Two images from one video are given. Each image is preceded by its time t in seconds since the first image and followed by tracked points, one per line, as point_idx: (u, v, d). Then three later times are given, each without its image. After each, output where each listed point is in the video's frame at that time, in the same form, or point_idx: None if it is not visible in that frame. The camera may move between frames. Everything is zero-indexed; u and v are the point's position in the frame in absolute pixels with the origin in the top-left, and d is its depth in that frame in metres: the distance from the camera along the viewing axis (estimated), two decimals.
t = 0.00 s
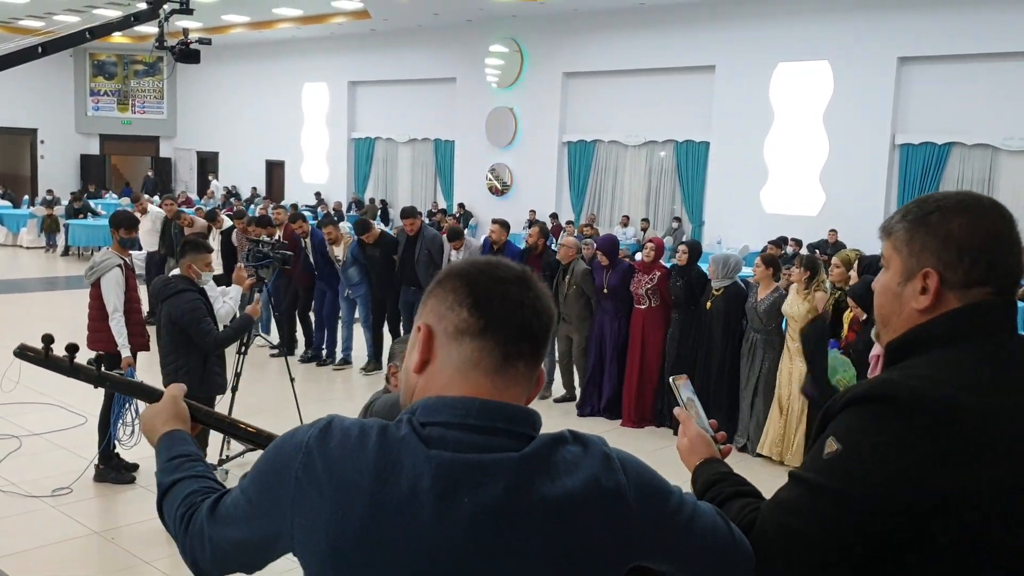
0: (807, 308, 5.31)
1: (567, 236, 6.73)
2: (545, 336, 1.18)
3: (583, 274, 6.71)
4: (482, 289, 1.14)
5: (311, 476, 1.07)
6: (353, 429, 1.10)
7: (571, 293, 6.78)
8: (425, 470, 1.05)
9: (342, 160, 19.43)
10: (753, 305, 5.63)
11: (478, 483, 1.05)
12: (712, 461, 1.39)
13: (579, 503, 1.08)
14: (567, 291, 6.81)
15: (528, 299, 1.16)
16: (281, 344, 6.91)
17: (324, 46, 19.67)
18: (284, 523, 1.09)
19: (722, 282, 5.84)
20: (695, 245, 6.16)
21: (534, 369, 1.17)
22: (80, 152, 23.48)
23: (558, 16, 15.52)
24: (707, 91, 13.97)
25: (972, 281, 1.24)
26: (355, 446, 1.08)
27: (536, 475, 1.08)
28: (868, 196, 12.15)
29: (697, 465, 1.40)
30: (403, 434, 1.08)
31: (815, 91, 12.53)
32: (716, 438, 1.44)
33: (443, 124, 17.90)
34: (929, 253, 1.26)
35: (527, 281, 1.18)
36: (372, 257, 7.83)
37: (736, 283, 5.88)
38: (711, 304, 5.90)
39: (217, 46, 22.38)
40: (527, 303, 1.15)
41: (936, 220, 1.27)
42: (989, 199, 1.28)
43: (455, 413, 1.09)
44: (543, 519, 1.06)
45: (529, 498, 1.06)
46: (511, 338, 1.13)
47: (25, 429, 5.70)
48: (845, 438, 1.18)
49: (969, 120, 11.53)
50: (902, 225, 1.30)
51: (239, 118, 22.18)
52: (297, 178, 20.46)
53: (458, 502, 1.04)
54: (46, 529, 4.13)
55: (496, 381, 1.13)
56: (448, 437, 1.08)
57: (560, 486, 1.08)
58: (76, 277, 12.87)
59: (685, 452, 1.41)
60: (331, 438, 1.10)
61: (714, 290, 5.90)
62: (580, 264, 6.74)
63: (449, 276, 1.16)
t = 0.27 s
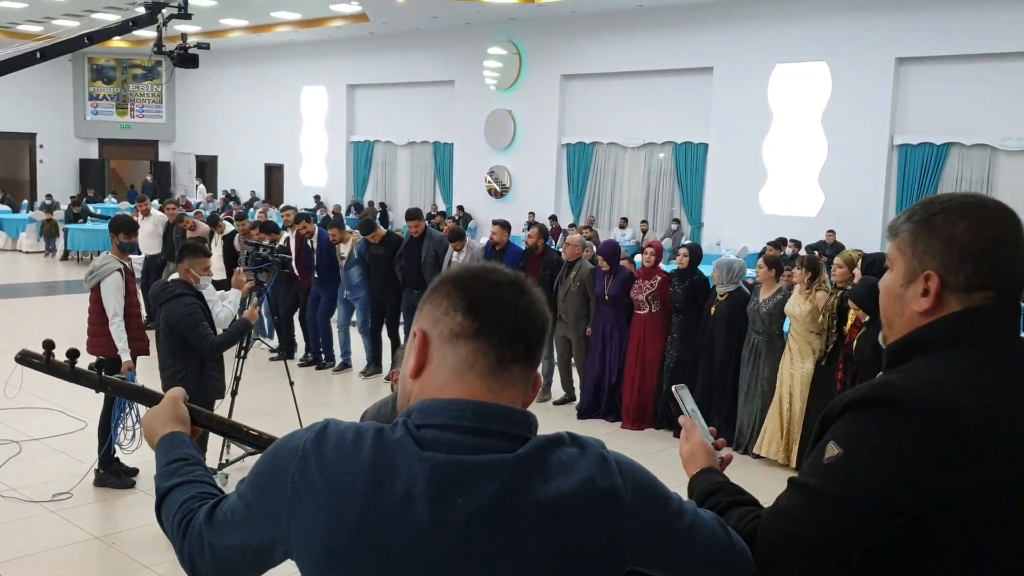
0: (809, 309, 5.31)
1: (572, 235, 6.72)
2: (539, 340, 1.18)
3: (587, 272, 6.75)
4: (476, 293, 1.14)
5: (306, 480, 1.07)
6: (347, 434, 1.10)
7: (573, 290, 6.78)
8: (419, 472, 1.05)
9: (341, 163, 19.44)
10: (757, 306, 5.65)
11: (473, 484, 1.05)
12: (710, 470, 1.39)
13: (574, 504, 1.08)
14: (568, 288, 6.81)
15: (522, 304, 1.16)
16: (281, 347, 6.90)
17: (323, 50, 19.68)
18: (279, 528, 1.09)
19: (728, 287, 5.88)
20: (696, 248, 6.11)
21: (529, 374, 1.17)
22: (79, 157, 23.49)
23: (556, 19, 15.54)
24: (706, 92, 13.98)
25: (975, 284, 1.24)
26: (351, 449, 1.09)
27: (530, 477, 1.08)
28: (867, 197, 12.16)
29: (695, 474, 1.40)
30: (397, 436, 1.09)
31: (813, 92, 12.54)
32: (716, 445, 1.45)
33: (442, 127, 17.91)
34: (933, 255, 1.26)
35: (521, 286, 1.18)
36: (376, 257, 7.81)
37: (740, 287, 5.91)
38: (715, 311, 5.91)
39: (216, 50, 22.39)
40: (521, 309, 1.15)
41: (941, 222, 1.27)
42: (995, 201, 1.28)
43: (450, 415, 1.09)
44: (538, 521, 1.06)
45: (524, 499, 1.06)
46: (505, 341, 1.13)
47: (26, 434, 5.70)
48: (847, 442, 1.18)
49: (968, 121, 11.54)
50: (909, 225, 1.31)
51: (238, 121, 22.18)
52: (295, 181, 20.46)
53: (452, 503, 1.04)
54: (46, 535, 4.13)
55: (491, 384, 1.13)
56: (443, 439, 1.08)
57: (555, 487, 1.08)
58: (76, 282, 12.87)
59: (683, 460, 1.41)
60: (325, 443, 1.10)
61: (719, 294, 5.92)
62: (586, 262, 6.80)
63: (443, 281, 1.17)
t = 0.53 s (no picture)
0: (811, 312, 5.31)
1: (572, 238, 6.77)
2: (539, 337, 1.17)
3: (585, 276, 6.76)
4: (473, 289, 1.14)
5: (303, 482, 1.07)
6: (344, 434, 1.10)
7: (572, 296, 6.79)
8: (416, 471, 1.05)
9: (341, 163, 19.45)
10: (759, 309, 5.65)
11: (470, 482, 1.05)
12: (719, 469, 1.39)
13: (570, 502, 1.08)
14: (568, 293, 6.81)
15: (521, 299, 1.15)
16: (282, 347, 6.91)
17: (323, 50, 19.69)
18: (276, 528, 1.09)
19: (729, 286, 5.88)
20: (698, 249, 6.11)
21: (529, 368, 1.17)
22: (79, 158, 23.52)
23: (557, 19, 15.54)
24: (706, 92, 13.98)
25: (977, 282, 1.24)
26: (346, 451, 1.08)
27: (527, 473, 1.08)
28: (868, 196, 12.15)
29: (704, 473, 1.40)
30: (392, 435, 1.09)
31: (813, 92, 12.54)
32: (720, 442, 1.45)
33: (442, 128, 17.91)
34: (938, 249, 1.27)
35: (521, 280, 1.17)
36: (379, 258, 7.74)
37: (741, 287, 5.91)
38: (717, 310, 5.91)
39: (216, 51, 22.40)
40: (521, 304, 1.15)
41: (947, 217, 1.27)
42: (1005, 196, 1.27)
43: (446, 412, 1.09)
44: (534, 519, 1.06)
45: (520, 497, 1.06)
46: (504, 338, 1.13)
47: (27, 435, 5.70)
48: (854, 439, 1.19)
49: (968, 120, 11.53)
50: (920, 218, 1.31)
51: (238, 122, 22.19)
52: (296, 182, 20.46)
53: (448, 501, 1.04)
54: (47, 535, 4.13)
55: (490, 380, 1.12)
56: (438, 437, 1.08)
57: (553, 484, 1.08)
58: (77, 283, 12.89)
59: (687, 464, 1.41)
60: (320, 444, 1.10)
61: (721, 294, 5.92)
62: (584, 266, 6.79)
63: (443, 275, 1.16)
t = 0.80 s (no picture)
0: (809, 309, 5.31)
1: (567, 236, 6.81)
2: (535, 328, 1.14)
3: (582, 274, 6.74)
4: (456, 289, 1.10)
5: (301, 481, 1.08)
6: (340, 433, 1.11)
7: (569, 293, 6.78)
8: (413, 467, 1.05)
9: (340, 164, 19.45)
10: (754, 307, 5.65)
11: (469, 478, 1.05)
12: (717, 470, 1.39)
13: (568, 496, 1.08)
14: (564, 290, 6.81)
15: (511, 293, 1.11)
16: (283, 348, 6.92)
17: (321, 52, 19.68)
18: (273, 527, 1.09)
19: (726, 282, 5.88)
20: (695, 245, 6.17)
21: (526, 360, 1.14)
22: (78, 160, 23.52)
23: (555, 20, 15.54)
24: (705, 92, 13.99)
25: (970, 277, 1.24)
26: (343, 450, 1.09)
27: (525, 468, 1.08)
28: (867, 196, 12.15)
29: (703, 475, 1.40)
30: (389, 433, 1.09)
31: (812, 91, 12.54)
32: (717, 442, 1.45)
33: (441, 128, 17.91)
34: (932, 246, 1.27)
35: (512, 270, 1.12)
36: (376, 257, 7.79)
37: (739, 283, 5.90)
38: (713, 306, 5.92)
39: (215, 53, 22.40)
40: (509, 300, 1.11)
41: (940, 213, 1.27)
42: (999, 190, 1.27)
43: (442, 411, 1.09)
44: (532, 513, 1.06)
45: (518, 491, 1.06)
46: (488, 340, 1.10)
47: (27, 437, 5.70)
48: (859, 435, 1.20)
49: (967, 119, 11.53)
50: (914, 215, 1.31)
51: (237, 124, 22.19)
52: (295, 183, 20.45)
53: (445, 497, 1.04)
54: (47, 537, 4.13)
55: (478, 383, 1.11)
56: (436, 434, 1.08)
57: (551, 480, 1.08)
58: (76, 285, 12.89)
59: (685, 463, 1.42)
60: (315, 445, 1.10)
61: (717, 290, 5.93)
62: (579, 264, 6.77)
63: (430, 268, 1.13)
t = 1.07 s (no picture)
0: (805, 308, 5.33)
1: (563, 239, 6.76)
2: (514, 337, 1.10)
3: (578, 276, 6.69)
4: (421, 304, 1.08)
5: (293, 485, 1.07)
6: (332, 439, 1.10)
7: (566, 296, 6.74)
8: (407, 466, 1.05)
9: (338, 165, 19.48)
10: (748, 306, 5.69)
11: (465, 477, 1.05)
12: (713, 468, 1.38)
13: (561, 492, 1.07)
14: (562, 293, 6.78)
15: (478, 306, 1.07)
16: (284, 348, 6.92)
17: (320, 52, 19.68)
18: (267, 533, 1.08)
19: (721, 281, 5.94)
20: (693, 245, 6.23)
21: (509, 369, 1.11)
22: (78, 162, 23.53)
23: (554, 19, 15.54)
24: (703, 92, 13.99)
25: (954, 271, 1.25)
26: (332, 455, 1.08)
27: (519, 465, 1.08)
28: (866, 195, 12.14)
29: (698, 474, 1.39)
30: (383, 435, 1.09)
31: (811, 91, 12.54)
32: (713, 438, 1.44)
33: (440, 129, 17.92)
34: (920, 241, 1.28)
35: (481, 280, 1.08)
36: (370, 257, 7.77)
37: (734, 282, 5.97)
38: (708, 305, 5.98)
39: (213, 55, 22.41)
40: (477, 314, 1.07)
41: (925, 207, 1.29)
42: (983, 182, 1.29)
43: (437, 416, 1.08)
44: (527, 510, 1.06)
45: (513, 488, 1.06)
46: (457, 356, 1.08)
47: (26, 438, 5.69)
48: (856, 433, 1.19)
49: (966, 118, 11.52)
50: (908, 209, 1.32)
51: (235, 125, 22.20)
52: (294, 184, 20.46)
53: (440, 496, 1.04)
54: (47, 538, 4.12)
55: (454, 395, 1.10)
56: (428, 439, 1.08)
57: (546, 475, 1.08)
58: (76, 286, 12.88)
59: (680, 459, 1.40)
60: (308, 449, 1.10)
61: (713, 289, 5.98)
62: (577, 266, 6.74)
63: (400, 278, 1.11)
